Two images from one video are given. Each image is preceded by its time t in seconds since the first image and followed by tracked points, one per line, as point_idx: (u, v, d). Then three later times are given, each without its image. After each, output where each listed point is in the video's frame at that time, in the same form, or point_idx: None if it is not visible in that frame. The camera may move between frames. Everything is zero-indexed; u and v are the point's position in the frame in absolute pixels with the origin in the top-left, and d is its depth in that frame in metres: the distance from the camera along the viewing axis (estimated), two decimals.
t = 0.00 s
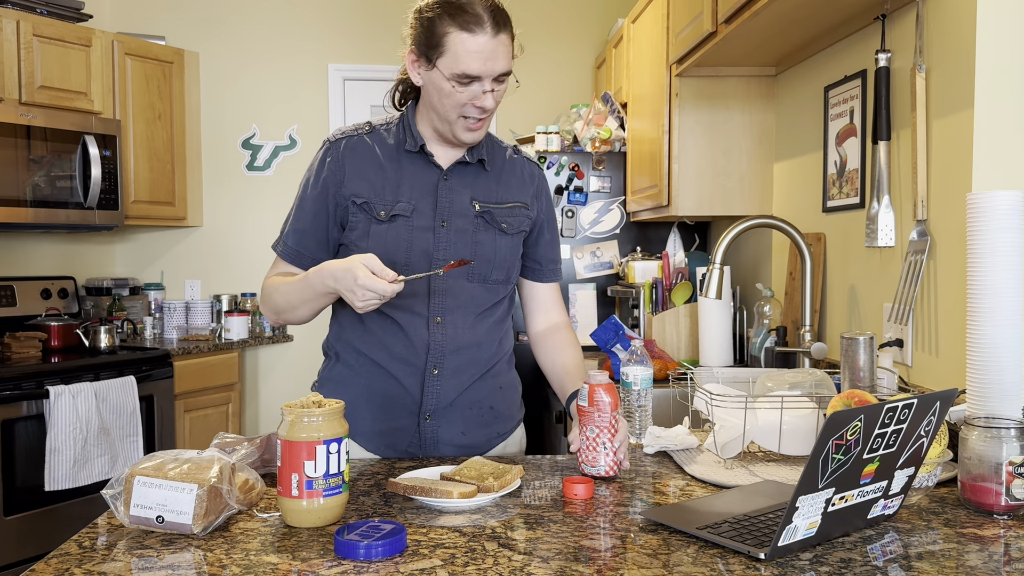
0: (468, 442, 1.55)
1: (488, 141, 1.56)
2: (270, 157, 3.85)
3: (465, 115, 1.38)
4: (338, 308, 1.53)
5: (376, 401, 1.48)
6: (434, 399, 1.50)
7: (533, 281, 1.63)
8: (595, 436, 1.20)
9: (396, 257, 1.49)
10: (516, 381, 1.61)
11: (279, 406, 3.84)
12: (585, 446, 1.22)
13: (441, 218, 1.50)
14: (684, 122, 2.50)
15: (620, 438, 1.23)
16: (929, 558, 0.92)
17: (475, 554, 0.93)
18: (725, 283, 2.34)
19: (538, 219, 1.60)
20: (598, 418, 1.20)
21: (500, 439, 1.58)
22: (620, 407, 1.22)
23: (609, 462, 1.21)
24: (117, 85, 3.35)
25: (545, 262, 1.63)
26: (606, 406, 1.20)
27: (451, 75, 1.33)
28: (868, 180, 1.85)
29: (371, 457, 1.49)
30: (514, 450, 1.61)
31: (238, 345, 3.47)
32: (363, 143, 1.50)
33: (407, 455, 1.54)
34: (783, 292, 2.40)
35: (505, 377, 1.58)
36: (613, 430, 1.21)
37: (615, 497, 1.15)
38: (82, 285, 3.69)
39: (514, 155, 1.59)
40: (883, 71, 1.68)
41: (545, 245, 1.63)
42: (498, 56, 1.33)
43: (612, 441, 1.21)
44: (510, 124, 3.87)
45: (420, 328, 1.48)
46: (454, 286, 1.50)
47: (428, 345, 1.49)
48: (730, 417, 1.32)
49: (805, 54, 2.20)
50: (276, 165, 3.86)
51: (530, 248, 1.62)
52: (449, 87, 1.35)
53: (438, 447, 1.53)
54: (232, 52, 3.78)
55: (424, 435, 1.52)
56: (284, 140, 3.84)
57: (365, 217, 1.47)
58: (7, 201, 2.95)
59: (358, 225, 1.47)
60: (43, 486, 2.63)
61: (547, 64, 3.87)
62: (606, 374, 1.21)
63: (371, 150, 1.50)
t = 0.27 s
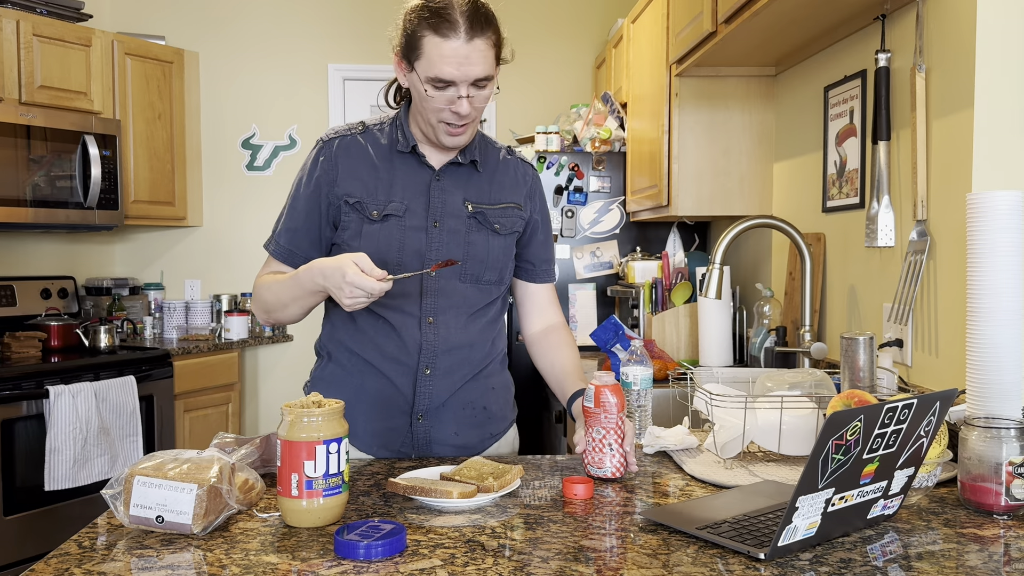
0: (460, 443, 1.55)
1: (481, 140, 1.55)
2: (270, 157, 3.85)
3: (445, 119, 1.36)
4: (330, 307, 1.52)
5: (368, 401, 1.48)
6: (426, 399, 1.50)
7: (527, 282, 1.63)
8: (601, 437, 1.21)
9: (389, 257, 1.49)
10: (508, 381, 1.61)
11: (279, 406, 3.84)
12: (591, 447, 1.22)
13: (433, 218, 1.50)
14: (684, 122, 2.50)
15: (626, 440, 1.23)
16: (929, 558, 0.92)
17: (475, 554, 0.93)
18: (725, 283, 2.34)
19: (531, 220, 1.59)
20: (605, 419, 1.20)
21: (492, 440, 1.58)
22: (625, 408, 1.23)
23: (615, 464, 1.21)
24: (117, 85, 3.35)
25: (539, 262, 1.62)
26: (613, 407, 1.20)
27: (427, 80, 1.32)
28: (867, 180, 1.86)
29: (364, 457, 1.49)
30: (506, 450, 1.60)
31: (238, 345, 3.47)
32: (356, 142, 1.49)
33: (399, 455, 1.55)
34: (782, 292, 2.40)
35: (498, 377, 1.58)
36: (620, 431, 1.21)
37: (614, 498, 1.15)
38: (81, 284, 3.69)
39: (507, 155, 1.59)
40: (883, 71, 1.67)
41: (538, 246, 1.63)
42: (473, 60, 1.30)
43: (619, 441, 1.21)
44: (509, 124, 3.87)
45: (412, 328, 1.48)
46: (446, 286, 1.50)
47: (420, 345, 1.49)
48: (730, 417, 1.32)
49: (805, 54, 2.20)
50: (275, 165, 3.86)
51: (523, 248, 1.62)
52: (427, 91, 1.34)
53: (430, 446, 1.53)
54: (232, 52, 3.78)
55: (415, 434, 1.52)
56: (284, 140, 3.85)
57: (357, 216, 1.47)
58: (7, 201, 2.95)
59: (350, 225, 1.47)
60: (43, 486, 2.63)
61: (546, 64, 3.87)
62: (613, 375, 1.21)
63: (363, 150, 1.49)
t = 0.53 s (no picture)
0: (455, 443, 1.54)
1: (476, 140, 1.54)
2: (270, 157, 3.85)
3: (434, 119, 1.35)
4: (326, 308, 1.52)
5: (362, 402, 1.48)
6: (420, 399, 1.50)
7: (524, 281, 1.64)
8: (601, 437, 1.21)
9: (382, 259, 1.48)
10: (505, 382, 1.61)
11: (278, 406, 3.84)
12: (591, 447, 1.22)
13: (427, 219, 1.49)
14: (684, 121, 2.50)
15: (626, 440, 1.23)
16: (929, 558, 0.91)
17: (475, 554, 0.93)
18: (725, 283, 2.34)
19: (527, 219, 1.58)
20: (605, 420, 1.20)
21: (488, 440, 1.57)
22: (625, 408, 1.23)
23: (615, 464, 1.21)
24: (117, 85, 3.35)
25: (537, 263, 1.63)
26: (613, 407, 1.20)
27: (415, 80, 1.31)
28: (868, 180, 1.85)
29: (359, 458, 1.49)
30: (502, 451, 1.60)
31: (238, 345, 3.47)
32: (349, 144, 1.49)
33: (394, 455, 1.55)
34: (782, 291, 2.40)
35: (494, 378, 1.57)
36: (619, 431, 1.21)
37: (615, 497, 1.14)
38: (81, 284, 3.69)
39: (503, 154, 1.58)
40: (883, 71, 1.67)
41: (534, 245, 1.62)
42: (460, 60, 1.28)
43: (619, 441, 1.21)
44: (509, 124, 3.87)
45: (406, 329, 1.48)
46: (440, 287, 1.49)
47: (414, 346, 1.48)
48: (730, 417, 1.32)
49: (806, 54, 2.20)
50: (275, 165, 3.86)
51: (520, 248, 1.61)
52: (415, 92, 1.32)
53: (425, 447, 1.53)
54: (232, 51, 3.78)
55: (410, 435, 1.52)
56: (284, 140, 3.85)
57: (350, 218, 1.46)
58: (7, 201, 2.95)
59: (343, 227, 1.47)
60: (43, 486, 2.63)
61: (547, 64, 3.87)
62: (612, 375, 1.20)
63: (357, 151, 1.49)
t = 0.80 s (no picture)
0: (455, 443, 1.55)
1: (474, 139, 1.54)
2: (270, 157, 3.85)
3: (425, 122, 1.34)
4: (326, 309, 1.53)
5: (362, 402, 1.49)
6: (418, 399, 1.50)
7: (523, 280, 1.63)
8: (601, 436, 1.21)
9: (380, 261, 1.47)
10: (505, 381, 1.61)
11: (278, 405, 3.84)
12: (591, 447, 1.22)
13: (425, 220, 1.49)
14: (684, 121, 2.50)
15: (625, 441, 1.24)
16: (929, 558, 0.92)
17: (474, 553, 0.93)
18: (725, 282, 2.34)
19: (527, 218, 1.57)
20: (605, 419, 1.21)
21: (488, 439, 1.58)
22: (624, 410, 1.24)
23: (615, 464, 1.21)
24: (117, 84, 3.35)
25: (537, 261, 1.62)
26: (612, 407, 1.21)
27: (406, 83, 1.30)
28: (867, 180, 1.85)
29: (359, 457, 1.50)
30: (502, 451, 1.60)
31: (238, 345, 3.47)
32: (347, 145, 1.49)
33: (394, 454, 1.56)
34: (782, 291, 2.40)
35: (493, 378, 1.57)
36: (619, 431, 1.21)
37: (615, 497, 1.14)
38: (81, 284, 3.69)
39: (502, 153, 1.57)
40: (883, 71, 1.67)
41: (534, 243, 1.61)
42: (450, 64, 1.27)
43: (619, 441, 1.21)
44: (509, 124, 3.87)
45: (405, 330, 1.48)
46: (438, 287, 1.49)
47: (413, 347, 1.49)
48: (730, 417, 1.32)
49: (806, 54, 2.20)
50: (275, 164, 3.86)
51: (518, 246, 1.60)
52: (406, 95, 1.32)
53: (425, 446, 1.53)
54: (232, 51, 3.78)
55: (409, 434, 1.52)
56: (284, 140, 3.85)
57: (348, 220, 1.47)
58: (7, 201, 2.95)
59: (341, 229, 1.47)
60: (43, 485, 2.63)
61: (547, 64, 3.87)
62: (613, 374, 1.23)
63: (354, 153, 1.49)
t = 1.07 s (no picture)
0: (452, 441, 1.56)
1: (471, 138, 1.53)
2: (270, 157, 3.85)
3: (423, 122, 1.34)
4: (324, 310, 1.53)
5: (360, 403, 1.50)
6: (416, 400, 1.51)
7: (525, 279, 1.59)
8: (601, 436, 1.21)
9: (379, 262, 1.48)
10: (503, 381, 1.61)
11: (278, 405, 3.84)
12: (591, 447, 1.22)
13: (423, 220, 1.49)
14: (684, 121, 2.50)
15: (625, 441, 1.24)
16: (929, 557, 0.92)
17: (474, 553, 0.93)
18: (725, 282, 2.34)
19: (525, 217, 1.57)
20: (605, 419, 1.21)
21: (485, 438, 1.58)
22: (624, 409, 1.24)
23: (615, 463, 1.21)
24: (117, 84, 3.35)
25: (537, 258, 1.59)
26: (613, 407, 1.21)
27: (403, 84, 1.30)
28: (867, 180, 1.85)
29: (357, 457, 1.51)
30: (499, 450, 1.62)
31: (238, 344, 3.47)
32: (346, 147, 1.49)
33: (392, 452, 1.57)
34: (782, 291, 2.40)
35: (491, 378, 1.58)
36: (619, 430, 1.21)
37: (615, 497, 1.14)
38: (81, 283, 3.69)
39: (500, 152, 1.56)
40: (883, 71, 1.67)
41: (537, 239, 1.59)
42: (449, 66, 1.27)
43: (619, 441, 1.21)
44: (509, 124, 3.87)
45: (402, 331, 1.48)
46: (436, 288, 1.49)
47: (410, 349, 1.49)
48: (730, 417, 1.32)
49: (806, 54, 2.20)
50: (275, 164, 3.86)
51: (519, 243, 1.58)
52: (404, 95, 1.31)
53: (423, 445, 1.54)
54: (232, 51, 3.78)
55: (407, 433, 1.53)
56: (284, 139, 3.84)
57: (347, 222, 1.47)
58: (7, 201, 2.95)
59: (340, 230, 1.47)
60: (43, 485, 2.63)
61: (547, 63, 3.87)
62: (612, 374, 1.23)
63: (353, 154, 1.49)
